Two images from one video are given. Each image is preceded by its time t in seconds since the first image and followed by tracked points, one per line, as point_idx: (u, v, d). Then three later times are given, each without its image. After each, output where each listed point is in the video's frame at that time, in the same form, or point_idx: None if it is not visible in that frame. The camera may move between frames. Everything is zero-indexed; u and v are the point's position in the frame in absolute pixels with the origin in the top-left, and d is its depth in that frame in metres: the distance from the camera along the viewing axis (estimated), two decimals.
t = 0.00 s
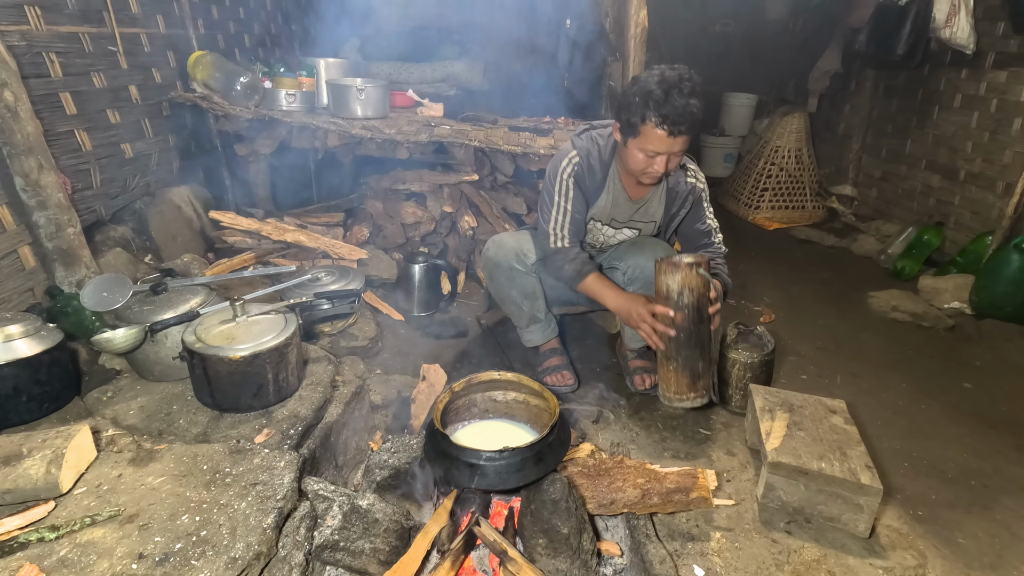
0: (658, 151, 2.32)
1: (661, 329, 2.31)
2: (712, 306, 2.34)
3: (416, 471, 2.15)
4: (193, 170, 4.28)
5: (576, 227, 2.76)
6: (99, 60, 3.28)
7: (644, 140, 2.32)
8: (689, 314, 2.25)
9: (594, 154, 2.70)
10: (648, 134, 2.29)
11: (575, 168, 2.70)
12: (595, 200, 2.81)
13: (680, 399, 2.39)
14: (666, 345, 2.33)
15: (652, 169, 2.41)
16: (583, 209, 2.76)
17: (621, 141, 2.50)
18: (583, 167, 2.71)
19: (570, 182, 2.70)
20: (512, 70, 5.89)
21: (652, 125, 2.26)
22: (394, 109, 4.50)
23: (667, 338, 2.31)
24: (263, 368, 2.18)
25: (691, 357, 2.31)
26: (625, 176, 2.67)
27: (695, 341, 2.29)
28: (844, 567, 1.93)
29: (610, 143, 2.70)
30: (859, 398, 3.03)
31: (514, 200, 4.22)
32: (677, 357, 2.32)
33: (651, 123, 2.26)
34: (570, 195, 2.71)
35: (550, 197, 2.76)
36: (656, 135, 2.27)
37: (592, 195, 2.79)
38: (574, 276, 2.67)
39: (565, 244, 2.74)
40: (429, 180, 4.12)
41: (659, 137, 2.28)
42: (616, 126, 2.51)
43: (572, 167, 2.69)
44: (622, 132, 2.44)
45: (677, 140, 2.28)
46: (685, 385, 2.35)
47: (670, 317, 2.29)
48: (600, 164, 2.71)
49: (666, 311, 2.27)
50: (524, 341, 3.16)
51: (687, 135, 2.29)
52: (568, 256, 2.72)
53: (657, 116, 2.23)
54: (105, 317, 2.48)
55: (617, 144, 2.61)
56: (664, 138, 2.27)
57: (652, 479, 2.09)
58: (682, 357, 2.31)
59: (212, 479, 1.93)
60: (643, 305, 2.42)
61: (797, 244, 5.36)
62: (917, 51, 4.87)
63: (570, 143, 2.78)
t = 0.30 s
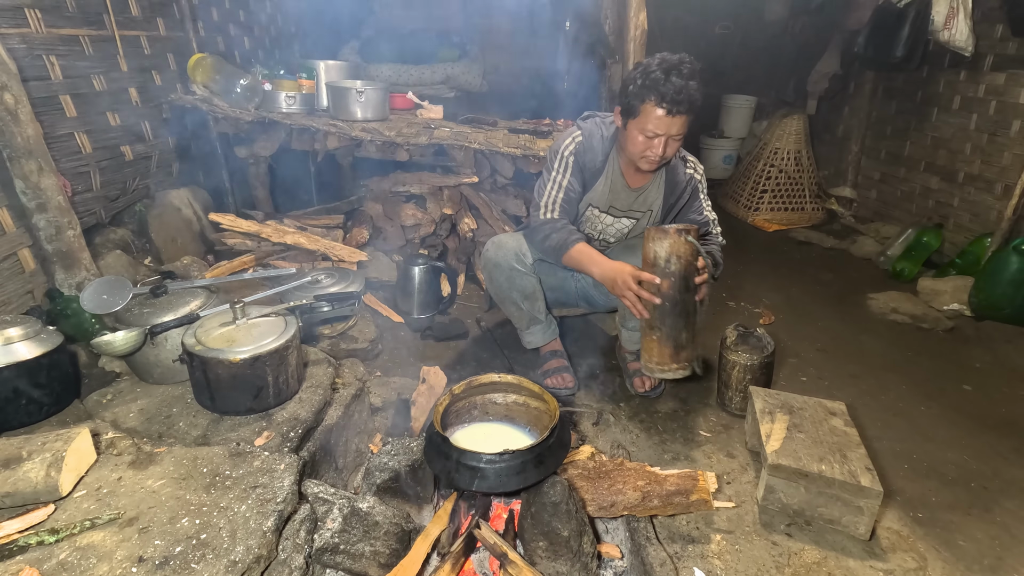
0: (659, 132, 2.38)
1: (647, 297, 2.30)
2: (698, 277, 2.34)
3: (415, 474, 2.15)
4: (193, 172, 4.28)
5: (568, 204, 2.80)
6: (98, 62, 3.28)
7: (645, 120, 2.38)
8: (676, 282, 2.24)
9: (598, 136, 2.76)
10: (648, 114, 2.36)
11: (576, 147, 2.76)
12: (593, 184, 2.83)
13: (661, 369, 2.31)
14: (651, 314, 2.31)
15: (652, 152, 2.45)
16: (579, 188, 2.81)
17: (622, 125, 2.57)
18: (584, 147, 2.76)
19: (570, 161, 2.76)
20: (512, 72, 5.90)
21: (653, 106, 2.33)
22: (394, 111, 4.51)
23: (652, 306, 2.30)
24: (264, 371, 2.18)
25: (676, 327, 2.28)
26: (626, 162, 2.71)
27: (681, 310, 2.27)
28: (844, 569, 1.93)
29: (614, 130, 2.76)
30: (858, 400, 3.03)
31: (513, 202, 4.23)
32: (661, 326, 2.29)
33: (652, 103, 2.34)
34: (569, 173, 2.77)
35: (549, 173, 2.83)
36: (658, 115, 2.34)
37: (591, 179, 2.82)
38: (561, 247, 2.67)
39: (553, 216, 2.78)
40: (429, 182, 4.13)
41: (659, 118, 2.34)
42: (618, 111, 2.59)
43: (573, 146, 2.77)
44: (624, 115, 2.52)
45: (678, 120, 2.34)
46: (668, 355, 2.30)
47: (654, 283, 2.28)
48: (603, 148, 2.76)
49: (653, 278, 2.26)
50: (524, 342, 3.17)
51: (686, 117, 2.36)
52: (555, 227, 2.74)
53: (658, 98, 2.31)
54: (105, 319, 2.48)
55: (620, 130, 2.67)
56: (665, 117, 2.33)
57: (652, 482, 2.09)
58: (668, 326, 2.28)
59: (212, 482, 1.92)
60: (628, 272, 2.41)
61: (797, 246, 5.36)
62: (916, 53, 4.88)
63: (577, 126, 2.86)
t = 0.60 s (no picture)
0: (654, 129, 2.38)
1: (646, 293, 2.33)
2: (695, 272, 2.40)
3: (415, 475, 2.15)
4: (192, 174, 4.28)
5: (566, 204, 2.80)
6: (98, 64, 3.28)
7: (640, 118, 2.39)
8: (676, 276, 2.29)
9: (595, 136, 2.77)
10: (644, 111, 2.36)
11: (574, 147, 2.76)
12: (592, 183, 2.83)
13: (662, 366, 2.37)
14: (651, 310, 2.35)
15: (648, 149, 2.46)
16: (577, 188, 2.81)
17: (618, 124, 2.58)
18: (582, 147, 2.76)
19: (568, 160, 2.76)
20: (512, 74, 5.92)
21: (648, 103, 2.34)
22: (394, 113, 4.52)
23: (652, 302, 2.33)
24: (264, 373, 2.18)
25: (676, 322, 2.33)
26: (625, 161, 2.73)
27: (680, 306, 2.32)
28: (843, 570, 1.93)
29: (611, 129, 2.77)
30: (858, 401, 3.04)
31: (513, 203, 4.23)
32: (661, 322, 2.34)
33: (646, 100, 2.35)
34: (566, 173, 2.77)
35: (548, 174, 2.82)
36: (653, 113, 2.35)
37: (589, 179, 2.82)
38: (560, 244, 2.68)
39: (551, 216, 2.78)
40: (429, 184, 4.13)
41: (654, 115, 2.35)
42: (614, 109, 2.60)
43: (571, 146, 2.77)
44: (619, 114, 2.52)
45: (673, 118, 2.35)
46: (668, 350, 2.35)
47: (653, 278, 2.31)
48: (600, 147, 2.77)
49: (651, 273, 2.29)
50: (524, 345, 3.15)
51: (681, 114, 2.37)
52: (553, 226, 2.74)
53: (652, 95, 2.32)
54: (105, 321, 2.48)
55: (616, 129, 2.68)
56: (660, 115, 2.34)
57: (652, 483, 2.09)
58: (667, 322, 2.33)
59: (212, 484, 1.92)
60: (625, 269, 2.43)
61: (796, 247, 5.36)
62: (915, 54, 4.88)
63: (574, 127, 2.87)
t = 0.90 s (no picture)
0: (655, 135, 2.38)
1: (648, 298, 2.33)
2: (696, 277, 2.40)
3: (414, 474, 2.16)
4: (191, 174, 4.28)
5: (566, 207, 2.80)
6: (97, 64, 3.28)
7: (640, 123, 2.38)
8: (677, 282, 2.30)
9: (594, 139, 2.76)
10: (644, 116, 2.36)
11: (574, 150, 2.75)
12: (592, 186, 2.83)
13: (665, 371, 2.37)
14: (652, 315, 2.34)
15: (649, 154, 2.45)
16: (577, 192, 2.81)
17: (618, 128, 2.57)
18: (582, 150, 2.76)
19: (568, 164, 2.75)
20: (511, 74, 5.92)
21: (648, 108, 2.33)
22: (393, 113, 4.51)
23: (653, 307, 2.33)
24: (262, 372, 2.18)
25: (677, 327, 2.33)
26: (624, 165, 2.72)
27: (682, 311, 2.32)
28: (843, 570, 1.93)
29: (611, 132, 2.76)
30: (857, 401, 3.04)
31: (512, 203, 4.23)
32: (663, 327, 2.33)
33: (646, 106, 2.34)
34: (566, 176, 2.76)
35: (547, 178, 2.82)
36: (653, 118, 2.34)
37: (589, 182, 2.82)
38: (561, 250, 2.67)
39: (550, 220, 2.78)
40: (428, 184, 4.13)
41: (655, 120, 2.34)
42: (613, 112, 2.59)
43: (571, 149, 2.75)
44: (619, 118, 2.51)
45: (674, 123, 2.34)
46: (670, 355, 2.35)
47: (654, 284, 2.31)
48: (600, 151, 2.76)
49: (653, 279, 2.29)
50: (524, 346, 3.16)
51: (681, 119, 2.36)
52: (552, 230, 2.74)
53: (654, 99, 2.31)
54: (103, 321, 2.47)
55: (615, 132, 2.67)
56: (661, 120, 2.33)
57: (652, 483, 2.09)
58: (669, 327, 2.33)
59: (211, 483, 1.92)
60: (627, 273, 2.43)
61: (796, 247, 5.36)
62: (915, 55, 4.88)
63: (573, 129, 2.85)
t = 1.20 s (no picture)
0: (647, 126, 2.37)
1: (655, 298, 2.32)
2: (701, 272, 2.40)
3: (413, 473, 2.15)
4: (190, 172, 4.27)
5: (568, 210, 2.80)
6: (96, 62, 3.27)
7: (632, 115, 2.39)
8: (683, 279, 2.29)
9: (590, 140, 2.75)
10: (635, 109, 2.36)
11: (572, 152, 2.74)
12: (592, 187, 2.82)
13: (678, 370, 2.37)
14: (661, 316, 2.34)
15: (643, 147, 2.45)
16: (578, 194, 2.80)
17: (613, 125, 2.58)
18: (580, 152, 2.75)
19: (567, 167, 2.74)
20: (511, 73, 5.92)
21: (639, 100, 2.34)
22: (393, 111, 4.50)
23: (661, 307, 2.34)
24: (262, 370, 2.17)
25: (687, 325, 2.34)
26: (621, 162, 2.71)
27: (690, 308, 2.32)
28: (843, 569, 1.93)
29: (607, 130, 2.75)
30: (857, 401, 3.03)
31: (512, 202, 4.22)
32: (672, 326, 2.34)
33: (637, 98, 2.34)
34: (566, 179, 2.75)
35: (547, 181, 2.81)
36: (644, 109, 2.34)
37: (589, 183, 2.81)
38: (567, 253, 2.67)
39: (553, 224, 2.77)
40: (428, 182, 4.13)
41: (646, 111, 2.34)
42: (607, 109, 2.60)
43: (569, 151, 2.75)
44: (613, 114, 2.52)
45: (667, 113, 2.34)
46: (682, 353, 2.35)
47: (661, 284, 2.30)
48: (598, 151, 2.75)
49: (659, 279, 2.28)
50: (525, 345, 3.15)
51: (674, 110, 2.36)
52: (556, 234, 2.73)
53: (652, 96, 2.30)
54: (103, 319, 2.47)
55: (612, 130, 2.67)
56: (652, 110, 2.33)
57: (651, 482, 2.09)
58: (678, 326, 2.33)
59: (210, 482, 1.92)
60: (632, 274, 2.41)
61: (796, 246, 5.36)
62: (915, 53, 4.87)
63: (569, 131, 2.84)
